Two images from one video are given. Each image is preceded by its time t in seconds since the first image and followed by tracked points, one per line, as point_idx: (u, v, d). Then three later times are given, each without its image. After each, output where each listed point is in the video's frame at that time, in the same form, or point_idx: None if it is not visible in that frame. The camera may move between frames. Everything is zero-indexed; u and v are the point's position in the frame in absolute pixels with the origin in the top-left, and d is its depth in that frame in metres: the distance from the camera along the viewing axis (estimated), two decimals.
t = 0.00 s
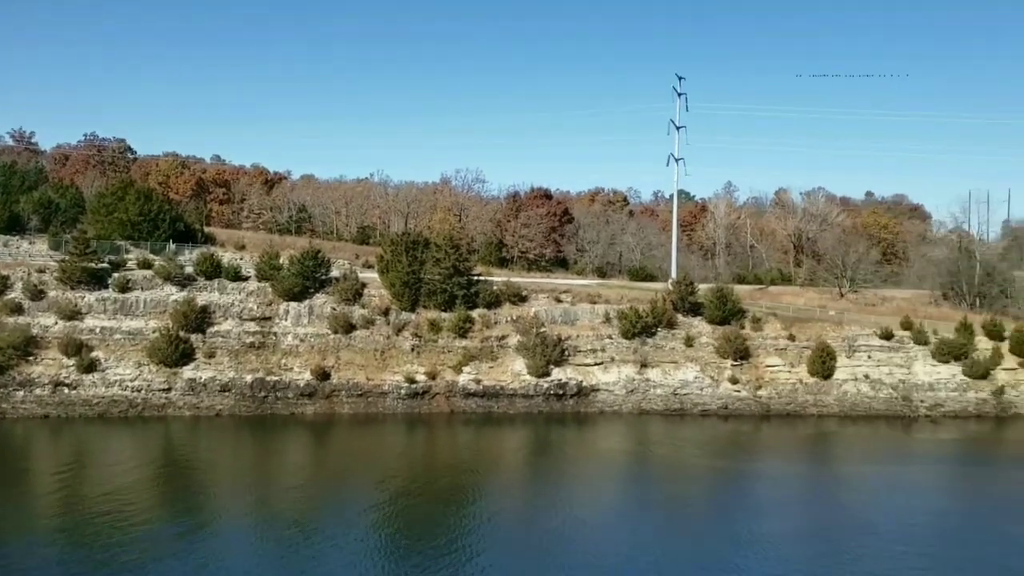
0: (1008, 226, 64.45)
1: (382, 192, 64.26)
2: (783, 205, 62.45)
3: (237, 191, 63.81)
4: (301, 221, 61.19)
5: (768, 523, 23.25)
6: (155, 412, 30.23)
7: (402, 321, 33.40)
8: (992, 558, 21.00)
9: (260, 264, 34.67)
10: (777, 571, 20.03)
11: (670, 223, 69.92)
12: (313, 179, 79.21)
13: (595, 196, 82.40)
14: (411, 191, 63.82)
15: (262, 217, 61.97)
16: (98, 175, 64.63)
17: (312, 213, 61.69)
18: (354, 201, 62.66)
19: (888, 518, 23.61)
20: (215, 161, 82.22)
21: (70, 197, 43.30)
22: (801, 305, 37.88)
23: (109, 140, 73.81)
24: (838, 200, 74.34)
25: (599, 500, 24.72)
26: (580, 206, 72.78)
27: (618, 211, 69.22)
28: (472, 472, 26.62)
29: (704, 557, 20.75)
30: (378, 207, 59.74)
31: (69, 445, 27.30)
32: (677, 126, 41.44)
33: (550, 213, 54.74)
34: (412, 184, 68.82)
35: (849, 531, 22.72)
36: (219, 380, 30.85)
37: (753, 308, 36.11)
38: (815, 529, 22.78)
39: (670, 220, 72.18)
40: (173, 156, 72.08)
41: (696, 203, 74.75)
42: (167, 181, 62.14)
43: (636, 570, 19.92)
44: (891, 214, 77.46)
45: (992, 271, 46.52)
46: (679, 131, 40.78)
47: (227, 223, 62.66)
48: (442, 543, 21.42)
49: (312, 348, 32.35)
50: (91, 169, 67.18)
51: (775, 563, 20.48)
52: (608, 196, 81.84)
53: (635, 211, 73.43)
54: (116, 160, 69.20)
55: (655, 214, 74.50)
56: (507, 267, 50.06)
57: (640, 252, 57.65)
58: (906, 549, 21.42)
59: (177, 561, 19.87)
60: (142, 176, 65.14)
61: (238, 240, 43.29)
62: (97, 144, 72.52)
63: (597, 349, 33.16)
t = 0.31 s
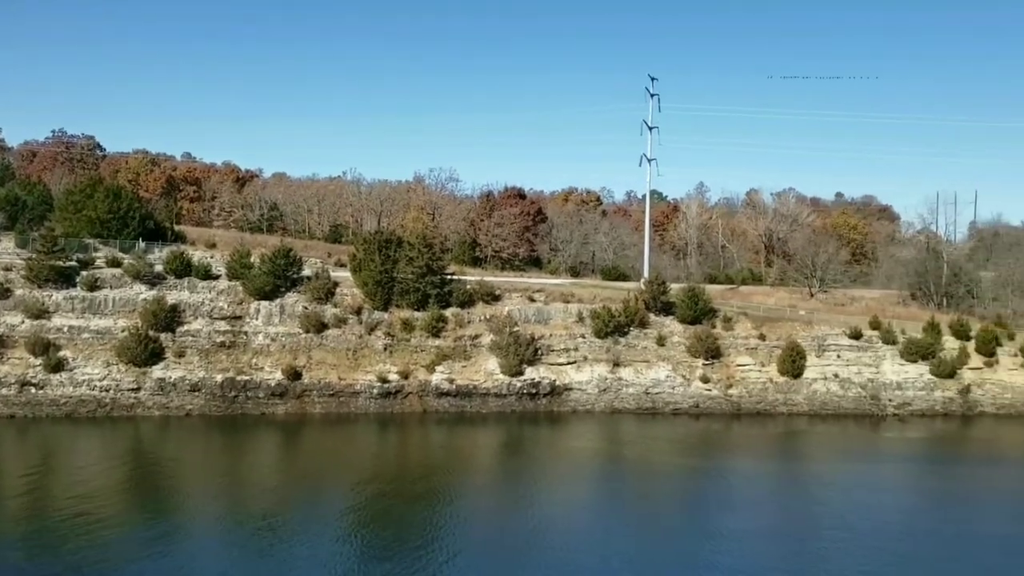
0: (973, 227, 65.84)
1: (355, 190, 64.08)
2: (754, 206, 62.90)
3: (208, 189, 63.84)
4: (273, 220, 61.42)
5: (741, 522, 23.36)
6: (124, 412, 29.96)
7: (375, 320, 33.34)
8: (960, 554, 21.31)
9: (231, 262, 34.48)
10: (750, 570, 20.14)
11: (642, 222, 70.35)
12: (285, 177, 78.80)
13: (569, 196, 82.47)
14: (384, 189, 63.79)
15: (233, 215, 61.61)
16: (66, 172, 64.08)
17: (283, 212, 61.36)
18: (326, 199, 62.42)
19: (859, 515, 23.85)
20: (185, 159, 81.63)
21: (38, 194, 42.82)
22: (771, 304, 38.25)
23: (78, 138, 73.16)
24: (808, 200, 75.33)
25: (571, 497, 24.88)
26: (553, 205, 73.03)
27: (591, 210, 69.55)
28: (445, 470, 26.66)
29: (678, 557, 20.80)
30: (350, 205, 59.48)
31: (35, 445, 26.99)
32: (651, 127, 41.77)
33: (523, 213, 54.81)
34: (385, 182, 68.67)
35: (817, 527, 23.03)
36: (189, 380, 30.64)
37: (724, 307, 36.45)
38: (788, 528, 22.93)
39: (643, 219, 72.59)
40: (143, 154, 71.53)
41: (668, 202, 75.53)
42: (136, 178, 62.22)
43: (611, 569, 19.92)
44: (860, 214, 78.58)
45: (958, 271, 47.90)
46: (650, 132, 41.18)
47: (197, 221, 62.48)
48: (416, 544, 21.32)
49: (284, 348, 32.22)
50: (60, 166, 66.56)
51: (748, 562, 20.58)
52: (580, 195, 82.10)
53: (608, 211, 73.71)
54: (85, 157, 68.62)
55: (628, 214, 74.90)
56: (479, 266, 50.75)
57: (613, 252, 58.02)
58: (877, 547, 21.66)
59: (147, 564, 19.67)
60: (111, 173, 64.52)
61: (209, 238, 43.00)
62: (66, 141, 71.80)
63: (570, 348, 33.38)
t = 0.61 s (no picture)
0: (946, 224, 66.77)
1: (333, 186, 63.90)
2: (732, 203, 63.25)
3: (184, 184, 63.80)
4: (250, 216, 60.79)
5: (720, 517, 23.44)
6: (99, 409, 29.77)
7: (353, 316, 33.42)
8: (935, 547, 21.52)
9: (208, 258, 34.30)
10: (727, 564, 20.23)
11: (620, 219, 70.71)
12: (262, 172, 78.44)
13: (547, 192, 82.53)
14: (363, 185, 63.70)
15: (209, 210, 61.36)
16: (40, 167, 63.52)
17: (260, 207, 60.89)
18: (304, 195, 62.23)
19: (835, 510, 24.03)
20: (161, 154, 81.10)
21: (11, 188, 42.45)
22: (748, 300, 38.55)
23: (52, 132, 72.58)
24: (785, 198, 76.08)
25: (550, 493, 24.96)
26: (532, 202, 73.20)
27: (569, 207, 69.83)
28: (424, 466, 26.66)
29: (657, 552, 20.83)
30: (328, 200, 59.31)
31: (9, 442, 26.76)
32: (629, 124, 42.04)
33: (503, 208, 55.51)
34: (363, 178, 68.55)
35: (793, 521, 23.23)
36: (165, 377, 30.51)
37: (701, 304, 36.75)
38: (766, 523, 23.04)
39: (622, 216, 72.87)
40: (118, 149, 71.02)
41: (647, 199, 76.01)
42: (112, 173, 61.87)
43: (590, 565, 19.89)
44: (835, 211, 79.34)
45: (932, 267, 48.52)
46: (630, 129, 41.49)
47: (174, 217, 62.20)
48: (394, 540, 21.23)
49: (261, 344, 32.17)
50: (33, 161, 65.97)
51: (726, 557, 20.65)
52: (560, 191, 82.32)
53: (587, 208, 73.94)
54: (59, 151, 68.04)
55: (606, 210, 75.21)
56: (459, 262, 51.31)
57: (592, 248, 58.08)
58: (853, 541, 21.82)
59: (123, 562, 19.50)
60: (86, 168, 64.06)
61: (185, 234, 42.80)
62: (40, 135, 71.19)
63: (549, 344, 33.53)
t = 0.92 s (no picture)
0: (926, 219, 67.34)
1: (316, 180, 63.77)
2: (715, 198, 63.55)
3: (167, 179, 63.55)
4: (232, 210, 60.67)
5: (703, 511, 23.57)
6: (80, 405, 29.62)
7: (337, 312, 33.43)
8: (914, 539, 21.73)
9: (190, 253, 34.23)
10: (708, 556, 20.39)
11: (604, 214, 70.92)
12: (245, 167, 78.19)
13: (531, 187, 82.50)
14: (346, 180, 63.60)
15: (191, 205, 61.17)
16: (20, 161, 63.18)
17: (243, 203, 60.70)
18: (287, 190, 62.05)
19: (817, 503, 24.22)
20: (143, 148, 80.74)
21: None
22: (731, 295, 38.79)
23: (33, 127, 72.21)
24: (768, 194, 76.51)
25: (533, 487, 25.05)
26: (517, 197, 73.23)
27: (553, 202, 70.00)
28: (407, 461, 26.68)
29: (640, 546, 20.92)
30: (311, 195, 59.21)
31: None
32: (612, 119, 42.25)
33: (487, 203, 55.53)
34: (347, 172, 68.39)
35: (775, 514, 23.40)
36: (147, 372, 30.41)
37: (684, 299, 36.97)
38: (748, 516, 23.19)
39: (605, 211, 73.11)
40: (99, 143, 70.71)
41: (631, 194, 76.24)
42: (93, 168, 61.61)
43: (572, 559, 19.96)
44: (817, 206, 79.84)
45: (913, 262, 48.78)
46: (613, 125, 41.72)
47: (155, 212, 62.00)
48: (378, 536, 21.21)
49: (244, 340, 32.14)
50: (13, 155, 65.60)
51: (708, 550, 20.78)
52: (544, 187, 82.43)
53: (571, 203, 74.07)
54: (40, 146, 67.68)
55: (591, 206, 75.41)
56: (443, 257, 51.28)
57: (576, 243, 58.22)
58: (834, 534, 21.98)
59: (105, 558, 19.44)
60: (66, 163, 63.71)
61: (168, 229, 42.65)
62: (20, 129, 70.83)
63: (533, 339, 33.66)
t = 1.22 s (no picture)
0: (913, 219, 67.82)
1: (304, 178, 63.66)
2: (703, 196, 63.79)
3: (153, 177, 63.37)
4: (220, 208, 60.53)
5: (690, 508, 23.66)
6: (66, 404, 29.54)
7: (325, 310, 33.38)
8: (900, 537, 21.88)
9: (177, 251, 34.12)
10: (695, 553, 20.49)
11: (592, 212, 71.03)
12: (232, 165, 77.99)
13: (519, 186, 82.45)
14: (334, 178, 63.54)
15: (178, 203, 60.97)
16: (6, 158, 62.92)
17: (231, 201, 60.54)
18: (275, 187, 61.91)
19: (804, 501, 24.35)
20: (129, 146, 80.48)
21: None
22: (719, 294, 38.93)
23: (19, 124, 72.00)
24: (756, 193, 76.82)
25: (522, 485, 25.10)
26: (506, 195, 73.27)
27: (542, 200, 70.13)
28: (396, 460, 26.69)
29: (628, 543, 20.99)
30: (299, 193, 59.11)
31: None
32: (600, 118, 42.47)
33: (476, 202, 55.57)
34: (335, 170, 68.21)
35: (762, 511, 23.51)
36: (134, 371, 30.33)
37: (672, 297, 37.13)
38: (736, 514, 23.30)
39: (594, 209, 73.27)
40: (86, 141, 70.48)
41: (620, 193, 76.40)
42: (79, 166, 61.43)
43: (560, 557, 20.01)
44: (804, 205, 80.18)
45: (900, 261, 49.56)
46: (602, 123, 41.90)
47: (142, 210, 61.85)
48: (365, 535, 21.21)
49: (231, 338, 32.08)
50: None
51: (695, 547, 20.86)
52: (533, 185, 82.52)
53: (560, 202, 74.16)
54: (26, 143, 67.45)
55: (579, 204, 75.53)
56: (431, 256, 51.31)
57: (565, 242, 58.33)
58: (820, 531, 22.12)
59: (88, 556, 19.39)
60: (52, 161, 63.40)
61: (155, 227, 42.50)
62: (6, 127, 70.56)
63: (522, 338, 33.74)
